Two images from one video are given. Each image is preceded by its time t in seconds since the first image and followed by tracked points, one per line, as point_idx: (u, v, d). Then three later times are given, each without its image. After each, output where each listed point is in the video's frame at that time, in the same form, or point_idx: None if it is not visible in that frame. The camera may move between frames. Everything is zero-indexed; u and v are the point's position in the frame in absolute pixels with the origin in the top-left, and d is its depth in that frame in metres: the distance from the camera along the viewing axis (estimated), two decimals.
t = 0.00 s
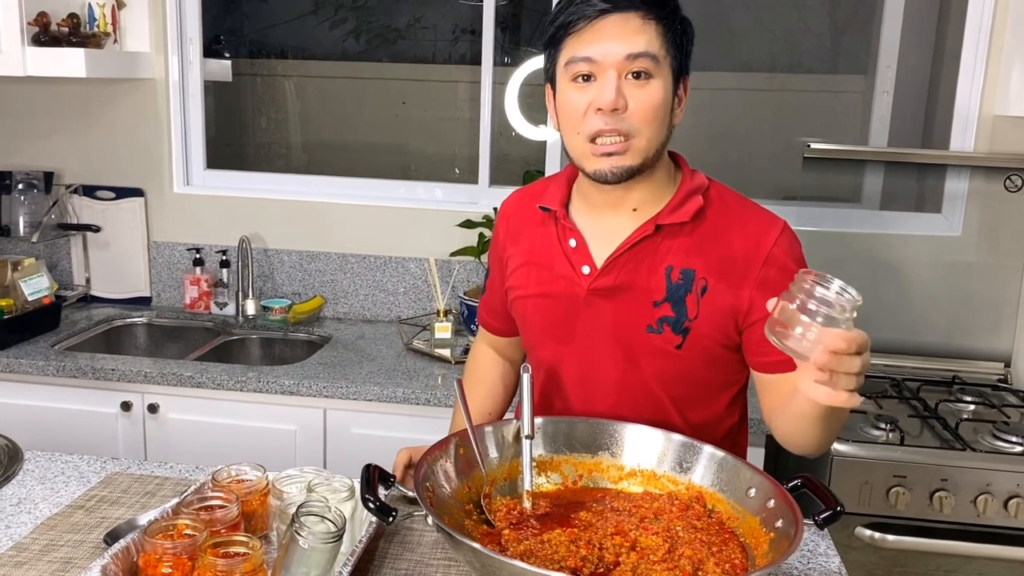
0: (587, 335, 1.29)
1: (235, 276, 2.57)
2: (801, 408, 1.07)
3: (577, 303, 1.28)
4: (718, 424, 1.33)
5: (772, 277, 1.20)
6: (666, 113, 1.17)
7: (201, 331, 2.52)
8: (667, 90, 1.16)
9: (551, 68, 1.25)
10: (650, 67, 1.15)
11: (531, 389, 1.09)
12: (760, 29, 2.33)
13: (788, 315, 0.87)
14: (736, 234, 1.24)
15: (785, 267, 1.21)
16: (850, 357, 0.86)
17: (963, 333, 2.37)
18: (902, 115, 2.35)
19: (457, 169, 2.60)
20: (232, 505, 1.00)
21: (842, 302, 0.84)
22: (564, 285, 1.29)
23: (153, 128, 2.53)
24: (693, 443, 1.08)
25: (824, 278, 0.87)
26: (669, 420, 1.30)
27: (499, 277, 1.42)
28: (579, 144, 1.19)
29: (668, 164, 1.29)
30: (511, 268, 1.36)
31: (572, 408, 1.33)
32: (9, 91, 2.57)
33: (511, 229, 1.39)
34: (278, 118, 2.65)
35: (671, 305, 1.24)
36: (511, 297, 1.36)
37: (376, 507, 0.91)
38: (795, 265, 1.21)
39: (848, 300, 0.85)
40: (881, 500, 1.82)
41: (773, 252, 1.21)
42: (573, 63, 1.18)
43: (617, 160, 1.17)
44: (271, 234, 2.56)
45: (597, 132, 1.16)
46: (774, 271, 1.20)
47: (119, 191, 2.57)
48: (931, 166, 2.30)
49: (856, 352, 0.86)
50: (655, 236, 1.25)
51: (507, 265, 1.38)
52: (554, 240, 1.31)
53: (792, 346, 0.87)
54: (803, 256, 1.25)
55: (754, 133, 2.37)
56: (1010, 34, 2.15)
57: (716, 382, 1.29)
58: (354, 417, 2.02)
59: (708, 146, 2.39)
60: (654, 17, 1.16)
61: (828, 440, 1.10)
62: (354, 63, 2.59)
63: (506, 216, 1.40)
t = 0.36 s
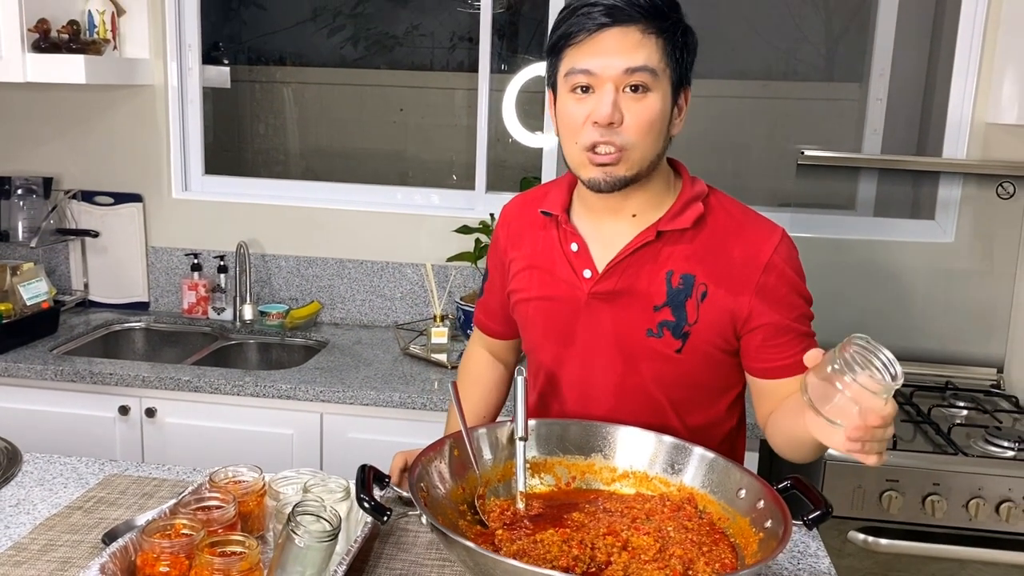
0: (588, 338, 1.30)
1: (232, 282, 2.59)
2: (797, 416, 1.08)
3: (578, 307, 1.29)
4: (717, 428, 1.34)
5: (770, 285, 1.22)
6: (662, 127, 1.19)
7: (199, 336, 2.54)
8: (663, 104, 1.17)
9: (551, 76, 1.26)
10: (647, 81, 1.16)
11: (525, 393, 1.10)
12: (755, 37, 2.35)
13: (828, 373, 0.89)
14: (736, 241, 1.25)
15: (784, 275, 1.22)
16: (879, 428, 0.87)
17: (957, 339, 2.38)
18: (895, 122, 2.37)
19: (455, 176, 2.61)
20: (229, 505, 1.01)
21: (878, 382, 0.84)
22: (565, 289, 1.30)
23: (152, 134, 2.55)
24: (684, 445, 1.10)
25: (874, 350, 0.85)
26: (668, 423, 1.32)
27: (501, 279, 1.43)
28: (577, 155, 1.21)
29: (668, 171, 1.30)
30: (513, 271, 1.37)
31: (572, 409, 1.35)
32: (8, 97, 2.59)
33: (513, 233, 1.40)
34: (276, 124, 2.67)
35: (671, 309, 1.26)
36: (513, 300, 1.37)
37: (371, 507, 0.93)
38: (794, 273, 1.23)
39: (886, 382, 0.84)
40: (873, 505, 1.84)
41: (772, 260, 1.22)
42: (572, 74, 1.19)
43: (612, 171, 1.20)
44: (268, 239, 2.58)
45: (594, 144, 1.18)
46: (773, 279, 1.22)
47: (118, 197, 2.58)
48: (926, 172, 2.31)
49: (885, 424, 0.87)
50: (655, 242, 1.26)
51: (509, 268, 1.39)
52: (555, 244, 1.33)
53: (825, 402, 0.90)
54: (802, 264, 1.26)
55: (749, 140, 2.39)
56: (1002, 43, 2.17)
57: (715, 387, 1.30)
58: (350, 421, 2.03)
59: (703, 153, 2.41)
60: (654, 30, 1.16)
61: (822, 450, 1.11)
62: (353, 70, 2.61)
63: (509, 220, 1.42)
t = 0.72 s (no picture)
0: (583, 337, 1.31)
1: (231, 285, 2.59)
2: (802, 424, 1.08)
3: (573, 306, 1.30)
4: (712, 435, 1.34)
5: (765, 290, 1.21)
6: (667, 133, 1.19)
7: (197, 340, 2.54)
8: (668, 110, 1.18)
9: (557, 80, 1.27)
10: (652, 87, 1.17)
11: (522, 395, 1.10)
12: (754, 42, 2.36)
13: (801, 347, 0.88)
14: (733, 246, 1.25)
15: (780, 280, 1.22)
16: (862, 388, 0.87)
17: (954, 343, 2.38)
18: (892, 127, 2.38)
19: (454, 180, 2.62)
20: (226, 507, 1.01)
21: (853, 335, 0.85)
22: (562, 288, 1.31)
23: (151, 138, 2.56)
24: (680, 448, 1.10)
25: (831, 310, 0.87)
26: (662, 426, 1.32)
27: (503, 279, 1.44)
28: (581, 159, 1.21)
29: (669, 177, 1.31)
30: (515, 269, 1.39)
31: (567, 409, 1.36)
32: (7, 101, 2.59)
33: (517, 232, 1.41)
34: (276, 128, 2.68)
35: (664, 312, 1.26)
36: (513, 298, 1.38)
37: (367, 509, 0.93)
38: (790, 280, 1.22)
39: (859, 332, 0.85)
40: (870, 509, 1.84)
41: (768, 265, 1.22)
42: (578, 79, 1.20)
43: (615, 176, 1.20)
44: (267, 243, 2.58)
45: (598, 148, 1.19)
46: (768, 284, 1.22)
47: (118, 200, 2.59)
48: (924, 177, 2.32)
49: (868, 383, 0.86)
50: (651, 244, 1.27)
51: (512, 267, 1.41)
52: (556, 244, 1.34)
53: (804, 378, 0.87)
54: (801, 272, 1.26)
55: (747, 144, 2.40)
56: (999, 48, 2.18)
57: (710, 391, 1.30)
58: (348, 425, 2.03)
59: (701, 157, 2.41)
60: (660, 37, 1.17)
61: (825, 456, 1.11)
62: (352, 74, 2.64)
63: (514, 219, 1.43)
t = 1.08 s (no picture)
0: (581, 337, 1.32)
1: (232, 287, 2.59)
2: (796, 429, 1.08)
3: (572, 305, 1.31)
4: (708, 437, 1.34)
5: (764, 293, 1.22)
6: (660, 142, 1.19)
7: (198, 341, 2.54)
8: (660, 120, 1.18)
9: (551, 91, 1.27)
10: (644, 98, 1.17)
11: (522, 397, 1.11)
12: (754, 45, 2.36)
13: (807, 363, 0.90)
14: (732, 249, 1.25)
15: (778, 285, 1.22)
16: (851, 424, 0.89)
17: (954, 345, 2.39)
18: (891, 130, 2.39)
19: (454, 182, 2.62)
20: (227, 507, 1.02)
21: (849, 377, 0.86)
22: (562, 288, 1.32)
23: (153, 140, 2.56)
24: (679, 449, 1.11)
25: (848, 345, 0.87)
26: (659, 426, 1.32)
27: (506, 279, 1.45)
28: (577, 171, 1.22)
29: (669, 180, 1.31)
30: (517, 268, 1.40)
31: (566, 408, 1.36)
32: (9, 102, 2.60)
33: (522, 232, 1.43)
34: (276, 131, 2.69)
35: (662, 313, 1.27)
36: (515, 298, 1.39)
37: (368, 509, 0.94)
38: (788, 284, 1.22)
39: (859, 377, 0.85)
40: (870, 511, 1.84)
41: (766, 269, 1.22)
42: (569, 93, 1.20)
43: (611, 188, 1.21)
44: (268, 245, 2.58)
45: (592, 161, 1.19)
46: (766, 288, 1.22)
47: (119, 202, 2.59)
48: (924, 180, 2.33)
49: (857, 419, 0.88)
50: (650, 246, 1.27)
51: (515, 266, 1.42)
52: (558, 244, 1.35)
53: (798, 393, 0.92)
54: (800, 277, 1.26)
55: (747, 147, 2.41)
56: (999, 51, 2.19)
57: (708, 393, 1.31)
58: (349, 426, 2.03)
59: (701, 160, 2.42)
60: (650, 48, 1.17)
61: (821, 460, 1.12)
62: (353, 77, 2.64)
63: (520, 218, 1.45)
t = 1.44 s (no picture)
0: (587, 337, 1.32)
1: (234, 286, 2.59)
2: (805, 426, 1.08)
3: (578, 306, 1.31)
4: (715, 437, 1.34)
5: (771, 292, 1.22)
6: (667, 140, 1.19)
7: (200, 341, 2.54)
8: (667, 119, 1.18)
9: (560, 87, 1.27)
10: (650, 97, 1.17)
11: (525, 396, 1.11)
12: (756, 45, 2.36)
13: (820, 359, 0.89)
14: (738, 249, 1.25)
15: (784, 284, 1.22)
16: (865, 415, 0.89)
17: (957, 345, 2.39)
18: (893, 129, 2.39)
19: (455, 182, 2.62)
20: (231, 505, 1.02)
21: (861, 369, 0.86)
22: (568, 289, 1.32)
23: (155, 139, 2.56)
24: (683, 448, 1.11)
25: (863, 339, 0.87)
26: (667, 426, 1.32)
27: (513, 281, 1.45)
28: (582, 169, 1.23)
29: (677, 177, 1.32)
30: (523, 270, 1.40)
31: (571, 408, 1.36)
32: (11, 101, 2.60)
33: (527, 234, 1.43)
34: (278, 130, 2.71)
35: (668, 312, 1.27)
36: (521, 299, 1.39)
37: (372, 507, 0.94)
38: (795, 282, 1.22)
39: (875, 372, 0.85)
40: (872, 510, 1.84)
41: (772, 268, 1.22)
42: (576, 90, 1.20)
43: (616, 186, 1.21)
44: (270, 244, 2.58)
45: (598, 159, 1.20)
46: (773, 287, 1.22)
47: (121, 201, 2.59)
48: (926, 179, 2.33)
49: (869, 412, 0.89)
50: (656, 246, 1.27)
51: (520, 268, 1.42)
52: (563, 245, 1.35)
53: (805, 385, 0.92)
54: (807, 276, 1.26)
55: (750, 147, 2.40)
56: (1002, 51, 2.18)
57: (715, 393, 1.30)
58: (351, 425, 2.03)
59: (704, 159, 2.42)
60: (657, 46, 1.17)
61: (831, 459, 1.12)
62: (354, 76, 2.70)
63: (525, 220, 1.45)
